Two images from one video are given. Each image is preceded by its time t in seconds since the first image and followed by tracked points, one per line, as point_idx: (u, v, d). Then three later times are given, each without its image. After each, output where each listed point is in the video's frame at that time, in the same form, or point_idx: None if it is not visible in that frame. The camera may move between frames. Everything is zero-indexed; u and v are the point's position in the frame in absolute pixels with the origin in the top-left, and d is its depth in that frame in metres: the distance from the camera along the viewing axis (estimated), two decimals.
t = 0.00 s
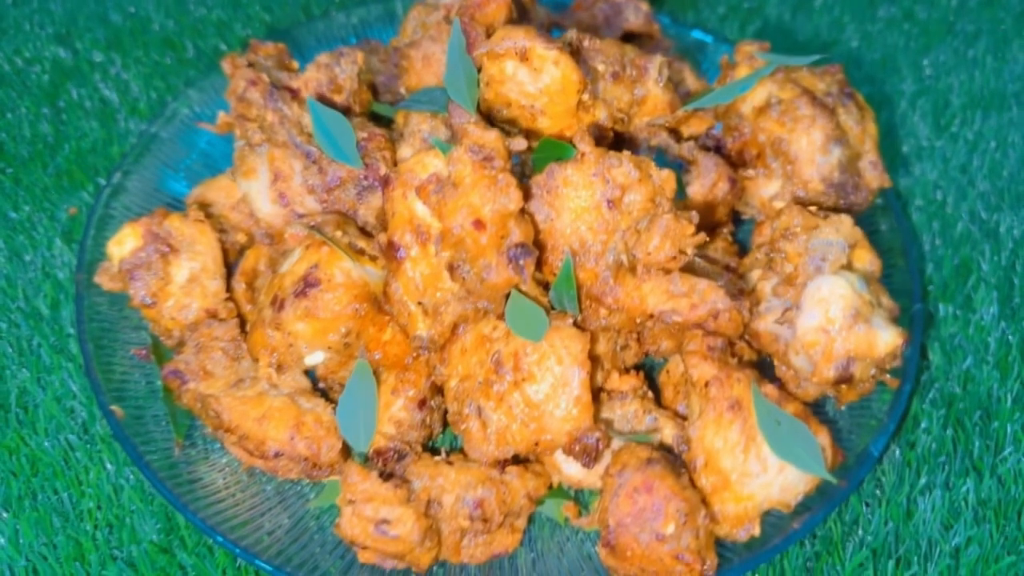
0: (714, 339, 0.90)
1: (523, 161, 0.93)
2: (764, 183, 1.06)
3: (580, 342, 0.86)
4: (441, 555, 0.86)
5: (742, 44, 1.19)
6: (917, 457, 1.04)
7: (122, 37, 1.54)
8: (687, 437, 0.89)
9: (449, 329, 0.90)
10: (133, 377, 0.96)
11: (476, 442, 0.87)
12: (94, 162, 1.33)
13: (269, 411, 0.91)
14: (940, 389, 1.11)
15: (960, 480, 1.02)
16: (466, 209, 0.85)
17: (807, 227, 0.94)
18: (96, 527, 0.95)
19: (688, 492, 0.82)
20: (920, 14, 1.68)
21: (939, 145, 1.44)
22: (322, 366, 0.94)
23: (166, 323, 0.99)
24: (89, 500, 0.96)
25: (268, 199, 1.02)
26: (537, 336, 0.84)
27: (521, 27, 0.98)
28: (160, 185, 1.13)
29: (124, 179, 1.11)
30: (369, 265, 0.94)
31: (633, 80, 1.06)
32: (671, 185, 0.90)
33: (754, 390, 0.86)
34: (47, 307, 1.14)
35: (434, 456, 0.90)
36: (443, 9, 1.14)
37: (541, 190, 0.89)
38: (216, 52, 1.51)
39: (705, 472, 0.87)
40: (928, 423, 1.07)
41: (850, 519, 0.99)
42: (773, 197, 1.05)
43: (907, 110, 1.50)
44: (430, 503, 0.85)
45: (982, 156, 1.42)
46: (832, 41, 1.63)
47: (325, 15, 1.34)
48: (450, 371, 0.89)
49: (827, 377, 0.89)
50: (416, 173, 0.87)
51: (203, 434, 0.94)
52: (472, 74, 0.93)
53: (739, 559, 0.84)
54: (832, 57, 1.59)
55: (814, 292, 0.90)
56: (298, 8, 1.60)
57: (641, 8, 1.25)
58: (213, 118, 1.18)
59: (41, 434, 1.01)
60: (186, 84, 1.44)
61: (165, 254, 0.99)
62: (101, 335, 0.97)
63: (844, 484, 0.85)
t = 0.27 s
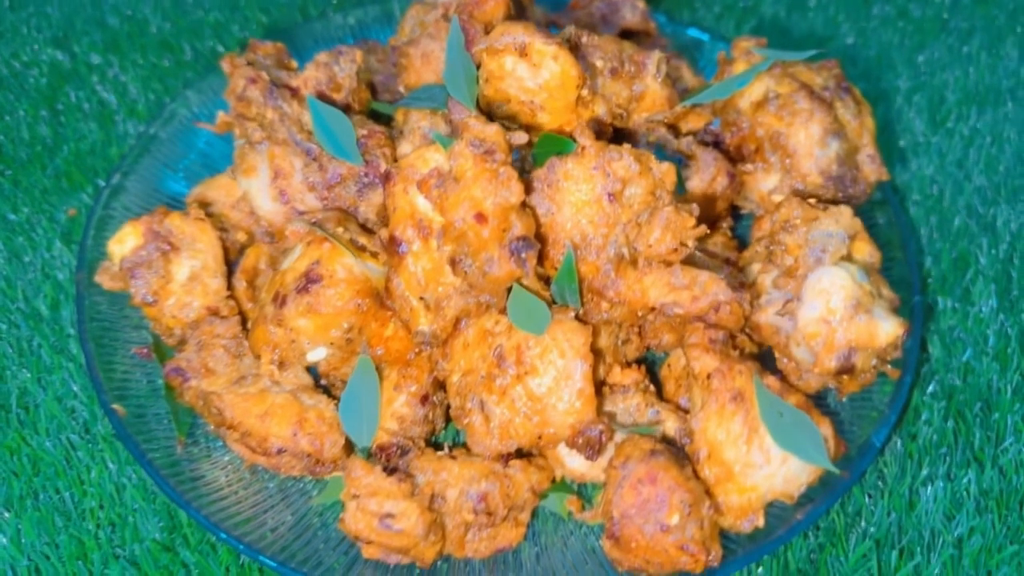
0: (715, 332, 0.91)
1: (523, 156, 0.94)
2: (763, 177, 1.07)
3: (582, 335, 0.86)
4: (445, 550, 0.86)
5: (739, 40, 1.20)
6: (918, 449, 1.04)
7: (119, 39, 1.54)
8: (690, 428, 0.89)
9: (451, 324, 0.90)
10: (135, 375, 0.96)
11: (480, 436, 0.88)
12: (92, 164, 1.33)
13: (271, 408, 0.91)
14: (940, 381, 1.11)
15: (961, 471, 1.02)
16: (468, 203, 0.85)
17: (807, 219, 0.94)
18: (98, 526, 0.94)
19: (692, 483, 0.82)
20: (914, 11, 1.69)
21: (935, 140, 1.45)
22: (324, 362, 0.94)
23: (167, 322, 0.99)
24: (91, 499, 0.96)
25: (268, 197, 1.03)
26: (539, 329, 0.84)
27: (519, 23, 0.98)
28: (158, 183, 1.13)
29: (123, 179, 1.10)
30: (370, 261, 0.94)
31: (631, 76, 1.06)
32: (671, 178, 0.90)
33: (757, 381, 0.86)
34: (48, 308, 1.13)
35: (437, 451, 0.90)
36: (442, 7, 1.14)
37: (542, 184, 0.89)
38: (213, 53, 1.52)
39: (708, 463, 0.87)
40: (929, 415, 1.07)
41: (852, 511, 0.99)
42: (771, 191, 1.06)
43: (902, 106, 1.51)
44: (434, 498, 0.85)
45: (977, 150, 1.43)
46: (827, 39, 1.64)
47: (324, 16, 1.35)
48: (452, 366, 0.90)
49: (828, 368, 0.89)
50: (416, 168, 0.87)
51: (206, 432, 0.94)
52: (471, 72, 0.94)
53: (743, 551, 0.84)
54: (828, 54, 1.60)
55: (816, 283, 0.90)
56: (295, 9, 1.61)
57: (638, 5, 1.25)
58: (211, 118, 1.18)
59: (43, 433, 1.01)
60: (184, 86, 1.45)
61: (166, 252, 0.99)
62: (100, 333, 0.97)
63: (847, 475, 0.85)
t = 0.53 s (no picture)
0: (717, 325, 0.91)
1: (522, 151, 0.93)
2: (762, 171, 1.07)
3: (584, 329, 0.86)
4: (449, 545, 0.85)
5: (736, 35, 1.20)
6: (920, 441, 1.04)
7: (115, 41, 1.54)
8: (693, 421, 0.89)
9: (452, 319, 0.90)
10: (135, 374, 0.95)
11: (482, 431, 0.88)
12: (90, 165, 1.32)
13: (273, 405, 0.90)
14: (941, 374, 1.11)
15: (964, 462, 1.02)
16: (469, 197, 0.85)
17: (808, 211, 0.94)
18: (99, 526, 0.94)
19: (696, 475, 0.82)
20: (909, 8, 1.70)
21: (932, 135, 1.45)
22: (325, 358, 0.94)
23: (167, 320, 0.99)
24: (92, 499, 0.95)
25: (268, 195, 1.03)
26: (541, 323, 0.84)
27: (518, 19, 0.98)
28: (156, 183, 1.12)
29: (122, 180, 1.10)
30: (370, 257, 0.94)
31: (630, 72, 1.07)
32: (672, 172, 0.90)
33: (759, 373, 0.86)
34: (46, 309, 1.13)
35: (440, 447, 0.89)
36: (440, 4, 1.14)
37: (542, 178, 0.89)
38: (210, 54, 1.52)
39: (712, 456, 0.87)
40: (930, 407, 1.07)
41: (856, 504, 0.99)
42: (770, 184, 1.06)
43: (898, 102, 1.52)
44: (437, 493, 0.85)
45: (974, 145, 1.44)
46: (822, 36, 1.64)
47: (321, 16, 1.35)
48: (454, 361, 0.90)
49: (830, 359, 0.89)
50: (417, 163, 0.87)
51: (207, 431, 0.93)
52: (470, 70, 0.94)
53: (748, 543, 0.83)
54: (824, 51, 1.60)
55: (817, 274, 0.90)
56: (292, 11, 1.61)
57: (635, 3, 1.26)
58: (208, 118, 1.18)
59: (42, 434, 1.00)
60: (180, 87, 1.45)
61: (166, 250, 0.99)
62: (100, 332, 0.96)
63: (851, 467, 0.85)
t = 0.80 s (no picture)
0: (719, 318, 0.91)
1: (523, 145, 0.93)
2: (762, 165, 1.07)
3: (587, 321, 0.85)
4: (454, 540, 0.85)
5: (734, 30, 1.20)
6: (923, 432, 1.04)
7: (112, 42, 1.54)
8: (698, 413, 0.89)
9: (455, 313, 0.90)
10: (135, 373, 0.95)
11: (486, 425, 0.87)
12: (87, 166, 1.32)
13: (275, 401, 0.90)
14: (942, 365, 1.11)
15: (967, 453, 1.02)
16: (471, 189, 0.85)
17: (809, 202, 0.95)
18: (101, 524, 0.94)
19: (701, 466, 0.82)
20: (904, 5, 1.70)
21: (928, 130, 1.46)
22: (328, 354, 0.94)
23: (168, 318, 0.98)
24: (93, 498, 0.95)
25: (268, 191, 1.02)
26: (544, 316, 0.84)
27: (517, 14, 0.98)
28: (155, 183, 1.11)
29: (120, 180, 1.09)
30: (372, 253, 0.94)
31: (629, 66, 1.07)
32: (673, 164, 0.91)
33: (763, 364, 0.86)
34: (45, 309, 1.13)
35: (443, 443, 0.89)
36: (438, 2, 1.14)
37: (544, 171, 0.89)
38: (207, 55, 1.51)
39: (717, 447, 0.87)
40: (932, 398, 1.07)
41: (860, 495, 0.99)
42: (770, 177, 1.06)
43: (894, 98, 1.52)
44: (442, 487, 0.85)
45: (971, 139, 1.44)
46: (818, 32, 1.65)
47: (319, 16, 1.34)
48: (457, 356, 0.90)
49: (834, 349, 0.89)
50: (419, 157, 0.87)
51: (208, 429, 0.93)
52: (469, 65, 0.94)
53: (753, 535, 0.83)
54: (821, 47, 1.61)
55: (819, 265, 0.90)
56: (289, 11, 1.61)
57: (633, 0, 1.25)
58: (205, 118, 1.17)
59: (42, 433, 1.00)
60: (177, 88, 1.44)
61: (166, 248, 0.98)
62: (100, 330, 0.96)
63: (855, 458, 0.85)
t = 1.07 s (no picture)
0: (727, 302, 0.90)
1: (527, 132, 0.92)
2: (765, 150, 1.06)
3: (594, 306, 0.85)
4: (463, 528, 0.84)
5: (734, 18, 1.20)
6: (931, 416, 1.04)
7: (107, 40, 1.53)
8: (706, 397, 0.89)
9: (460, 300, 0.89)
10: (136, 366, 0.93)
11: (493, 412, 0.87)
12: (84, 163, 1.31)
13: (280, 391, 0.89)
14: (948, 350, 1.11)
15: (975, 436, 1.02)
16: (476, 172, 0.84)
17: (814, 184, 0.95)
18: (104, 518, 0.93)
19: (712, 449, 0.82)
20: None
21: (927, 118, 1.46)
22: (332, 344, 0.93)
23: (169, 310, 0.97)
24: (96, 493, 0.95)
25: (268, 182, 1.02)
26: (551, 301, 0.83)
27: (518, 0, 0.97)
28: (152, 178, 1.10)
29: (117, 174, 1.07)
30: (376, 241, 0.94)
31: (630, 53, 1.07)
32: (678, 148, 0.90)
33: (771, 347, 0.85)
34: (44, 306, 1.11)
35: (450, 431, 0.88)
36: None
37: (548, 156, 0.89)
38: (203, 52, 1.51)
39: (726, 431, 0.87)
40: (939, 382, 1.07)
41: (869, 479, 0.99)
42: (774, 162, 1.06)
43: (893, 87, 1.52)
44: (450, 474, 0.84)
45: (970, 126, 1.44)
46: (816, 23, 1.65)
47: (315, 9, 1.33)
48: (463, 344, 0.89)
49: (842, 331, 0.89)
50: (422, 142, 0.86)
51: (211, 422, 0.91)
52: (470, 53, 0.93)
53: (765, 518, 0.82)
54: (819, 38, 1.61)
55: (826, 248, 0.90)
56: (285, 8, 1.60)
57: None
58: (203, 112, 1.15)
59: (43, 429, 0.99)
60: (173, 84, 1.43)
61: (166, 239, 0.97)
62: (99, 324, 0.94)
63: (866, 440, 0.84)
